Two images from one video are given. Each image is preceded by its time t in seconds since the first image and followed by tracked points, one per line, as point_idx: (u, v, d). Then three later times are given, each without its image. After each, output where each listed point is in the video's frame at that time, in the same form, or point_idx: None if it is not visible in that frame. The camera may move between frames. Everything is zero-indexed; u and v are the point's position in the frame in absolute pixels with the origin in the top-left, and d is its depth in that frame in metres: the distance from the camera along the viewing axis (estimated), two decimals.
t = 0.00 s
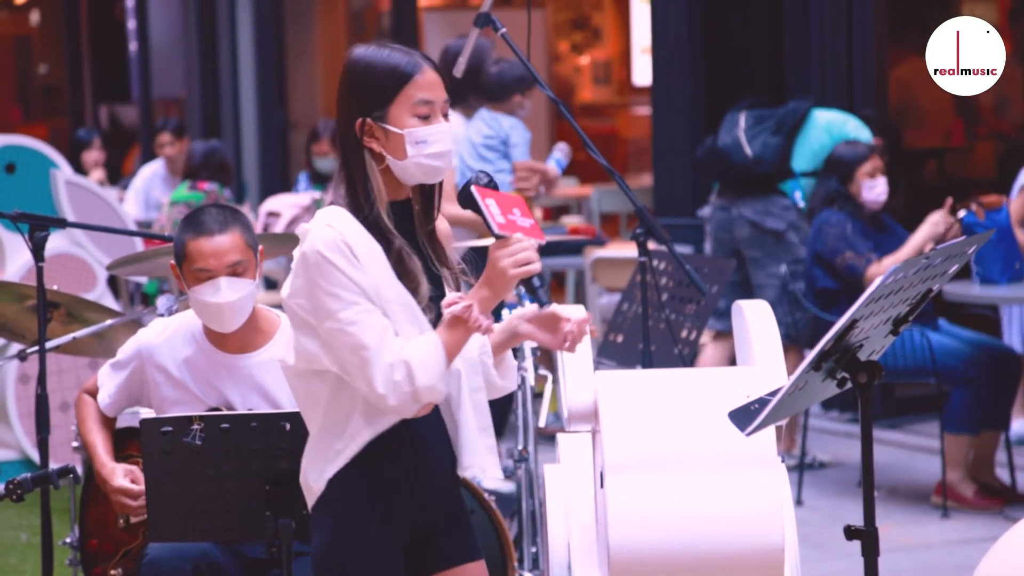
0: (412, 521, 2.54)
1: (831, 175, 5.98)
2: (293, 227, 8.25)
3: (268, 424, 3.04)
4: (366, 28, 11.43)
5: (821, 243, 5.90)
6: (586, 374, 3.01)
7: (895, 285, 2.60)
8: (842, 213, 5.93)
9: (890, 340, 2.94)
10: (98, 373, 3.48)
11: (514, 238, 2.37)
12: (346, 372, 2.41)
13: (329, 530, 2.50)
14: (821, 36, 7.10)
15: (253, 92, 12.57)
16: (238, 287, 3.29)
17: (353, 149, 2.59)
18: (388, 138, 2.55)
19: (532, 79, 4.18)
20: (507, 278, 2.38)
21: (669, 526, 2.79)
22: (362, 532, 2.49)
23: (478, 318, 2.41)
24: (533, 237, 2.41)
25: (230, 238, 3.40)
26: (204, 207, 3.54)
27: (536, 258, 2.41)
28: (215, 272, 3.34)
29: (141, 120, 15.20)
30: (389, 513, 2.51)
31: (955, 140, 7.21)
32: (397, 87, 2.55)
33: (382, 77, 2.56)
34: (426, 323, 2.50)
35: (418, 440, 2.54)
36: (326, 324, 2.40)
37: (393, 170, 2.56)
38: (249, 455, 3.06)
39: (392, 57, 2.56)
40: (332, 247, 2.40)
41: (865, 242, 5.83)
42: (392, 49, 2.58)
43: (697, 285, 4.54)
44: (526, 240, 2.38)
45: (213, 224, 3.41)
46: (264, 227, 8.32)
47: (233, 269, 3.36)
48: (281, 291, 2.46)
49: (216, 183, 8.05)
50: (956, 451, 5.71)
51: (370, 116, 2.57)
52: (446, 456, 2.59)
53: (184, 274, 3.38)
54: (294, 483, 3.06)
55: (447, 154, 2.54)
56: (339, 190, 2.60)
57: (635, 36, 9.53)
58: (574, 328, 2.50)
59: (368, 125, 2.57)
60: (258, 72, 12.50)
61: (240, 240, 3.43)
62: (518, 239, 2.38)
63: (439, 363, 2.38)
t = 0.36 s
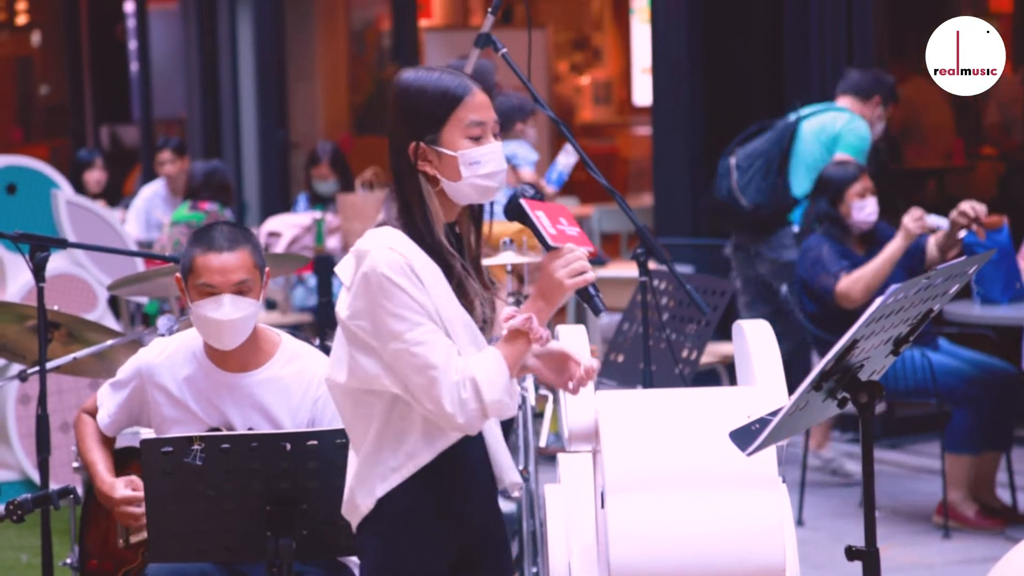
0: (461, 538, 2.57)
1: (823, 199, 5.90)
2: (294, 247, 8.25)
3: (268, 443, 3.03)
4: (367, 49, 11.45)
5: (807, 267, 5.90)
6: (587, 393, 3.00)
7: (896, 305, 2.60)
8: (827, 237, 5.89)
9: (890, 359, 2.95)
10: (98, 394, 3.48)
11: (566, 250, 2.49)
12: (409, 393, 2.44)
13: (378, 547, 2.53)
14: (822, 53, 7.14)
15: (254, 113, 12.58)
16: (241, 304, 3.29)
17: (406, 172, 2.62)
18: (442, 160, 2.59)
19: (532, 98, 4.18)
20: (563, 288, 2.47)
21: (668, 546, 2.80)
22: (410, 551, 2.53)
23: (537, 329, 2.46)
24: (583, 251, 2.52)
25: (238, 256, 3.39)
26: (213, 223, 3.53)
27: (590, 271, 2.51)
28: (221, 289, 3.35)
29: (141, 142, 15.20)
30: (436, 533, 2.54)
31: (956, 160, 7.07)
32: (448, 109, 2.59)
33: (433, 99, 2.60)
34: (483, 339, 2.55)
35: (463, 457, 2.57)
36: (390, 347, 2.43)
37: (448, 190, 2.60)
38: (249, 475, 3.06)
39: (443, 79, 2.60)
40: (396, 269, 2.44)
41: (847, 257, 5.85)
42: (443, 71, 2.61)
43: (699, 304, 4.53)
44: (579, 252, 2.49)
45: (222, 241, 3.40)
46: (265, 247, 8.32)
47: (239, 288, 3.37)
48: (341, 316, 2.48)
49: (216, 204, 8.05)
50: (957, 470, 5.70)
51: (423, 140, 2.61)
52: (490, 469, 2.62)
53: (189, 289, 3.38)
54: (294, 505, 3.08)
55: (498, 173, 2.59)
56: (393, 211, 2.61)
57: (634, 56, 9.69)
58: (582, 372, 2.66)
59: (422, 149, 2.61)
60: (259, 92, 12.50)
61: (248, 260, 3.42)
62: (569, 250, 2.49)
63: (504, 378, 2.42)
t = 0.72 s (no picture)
0: (454, 552, 2.54)
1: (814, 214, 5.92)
2: (292, 260, 8.24)
3: (267, 456, 3.05)
4: (363, 62, 11.46)
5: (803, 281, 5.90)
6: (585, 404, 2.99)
7: (893, 317, 2.60)
8: (820, 251, 5.89)
9: (888, 372, 2.94)
10: (96, 408, 3.48)
11: (550, 277, 2.34)
12: (389, 403, 2.43)
13: (363, 559, 2.54)
14: (820, 64, 7.07)
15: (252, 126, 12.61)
16: (245, 321, 3.30)
17: (417, 185, 2.58)
18: (451, 174, 2.56)
19: (530, 111, 4.16)
20: (540, 316, 2.35)
21: (665, 559, 2.79)
22: (395, 561, 2.52)
23: (513, 354, 2.36)
24: (570, 277, 2.37)
25: (238, 273, 3.39)
26: (205, 237, 3.51)
27: (573, 300, 2.36)
28: (224, 307, 3.34)
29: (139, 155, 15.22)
30: (424, 545, 2.52)
31: (952, 173, 7.06)
32: (462, 124, 2.55)
33: (446, 113, 2.56)
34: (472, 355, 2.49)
35: (459, 469, 2.53)
36: (374, 355, 2.42)
37: (457, 207, 2.57)
38: (246, 487, 3.06)
39: (460, 95, 2.56)
40: (382, 278, 2.42)
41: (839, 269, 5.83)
42: (462, 88, 2.58)
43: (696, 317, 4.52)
44: (563, 282, 2.34)
45: (220, 256, 3.38)
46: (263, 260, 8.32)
47: (241, 305, 3.37)
48: (338, 319, 2.48)
49: (214, 217, 8.05)
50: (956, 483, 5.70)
51: (436, 151, 2.58)
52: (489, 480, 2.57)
53: (190, 309, 3.37)
54: (292, 518, 3.08)
55: (509, 192, 2.54)
56: (405, 223, 2.57)
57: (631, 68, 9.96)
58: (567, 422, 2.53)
59: (433, 161, 2.58)
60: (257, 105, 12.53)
61: (246, 273, 3.41)
62: (555, 278, 2.34)
63: (474, 401, 2.37)
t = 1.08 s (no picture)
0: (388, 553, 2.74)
1: (803, 216, 5.92)
2: (281, 261, 8.24)
3: (256, 459, 3.06)
4: (353, 63, 11.43)
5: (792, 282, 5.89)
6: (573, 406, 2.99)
7: (881, 319, 2.60)
8: (809, 252, 5.88)
9: (876, 373, 2.94)
10: (84, 411, 3.47)
11: (465, 282, 2.56)
12: (316, 405, 2.65)
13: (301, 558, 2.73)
14: (809, 70, 7.06)
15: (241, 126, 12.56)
16: (234, 322, 3.29)
17: (359, 181, 2.83)
18: (391, 173, 2.80)
19: (519, 113, 4.15)
20: (453, 319, 2.57)
21: (656, 560, 2.79)
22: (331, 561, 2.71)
23: (428, 357, 2.57)
24: (487, 281, 2.58)
25: (224, 276, 3.36)
26: (189, 242, 3.49)
27: (487, 303, 2.57)
28: (212, 311, 3.32)
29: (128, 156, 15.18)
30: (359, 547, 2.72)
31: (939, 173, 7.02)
32: (403, 124, 2.79)
33: (389, 113, 2.80)
34: (398, 360, 2.71)
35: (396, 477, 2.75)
36: (302, 356, 2.65)
37: (397, 207, 2.79)
38: (234, 489, 3.07)
39: (403, 95, 2.80)
40: (312, 282, 2.64)
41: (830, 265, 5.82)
42: (407, 89, 2.82)
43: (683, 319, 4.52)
44: (476, 285, 2.56)
45: (205, 260, 3.36)
46: (252, 261, 8.31)
47: (229, 308, 3.34)
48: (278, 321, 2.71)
49: (202, 219, 8.04)
50: (944, 484, 5.70)
51: (377, 150, 2.82)
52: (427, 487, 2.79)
53: (178, 315, 3.35)
54: (280, 519, 3.09)
55: (449, 193, 2.76)
56: (346, 223, 2.81)
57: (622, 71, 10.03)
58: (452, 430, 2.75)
59: (375, 159, 2.82)
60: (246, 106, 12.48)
61: (232, 276, 3.39)
62: (470, 281, 2.56)
63: (390, 404, 2.58)
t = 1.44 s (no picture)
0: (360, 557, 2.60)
1: (780, 213, 5.92)
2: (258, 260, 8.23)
3: (232, 458, 3.05)
4: (330, 61, 11.42)
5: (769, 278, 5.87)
6: (551, 404, 2.98)
7: (858, 317, 2.61)
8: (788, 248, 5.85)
9: (853, 371, 2.95)
10: (61, 413, 3.46)
11: (433, 272, 2.47)
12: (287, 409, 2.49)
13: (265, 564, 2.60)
14: (788, 69, 7.11)
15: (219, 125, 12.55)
16: (205, 338, 3.29)
17: (308, 183, 2.65)
18: (344, 173, 2.62)
19: (496, 111, 4.14)
20: (425, 310, 2.47)
21: (632, 557, 2.80)
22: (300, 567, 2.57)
23: (402, 351, 2.45)
24: (455, 270, 2.49)
25: (196, 289, 3.35)
26: (165, 254, 3.48)
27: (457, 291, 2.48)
28: (182, 326, 3.31)
29: (104, 155, 15.16)
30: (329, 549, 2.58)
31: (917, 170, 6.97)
32: (346, 122, 2.62)
33: (332, 112, 2.63)
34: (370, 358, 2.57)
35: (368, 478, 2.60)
36: (269, 361, 2.49)
37: (352, 204, 2.63)
38: (211, 488, 3.08)
39: (345, 91, 2.64)
40: (275, 284, 2.49)
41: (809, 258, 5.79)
42: (345, 85, 2.66)
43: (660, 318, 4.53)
44: (445, 275, 2.46)
45: (178, 274, 3.35)
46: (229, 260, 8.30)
47: (201, 322, 3.33)
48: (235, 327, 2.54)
49: (179, 217, 8.03)
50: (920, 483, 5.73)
51: (326, 153, 2.64)
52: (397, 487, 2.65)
53: (150, 328, 3.34)
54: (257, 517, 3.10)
55: (403, 185, 2.61)
56: (295, 227, 2.63)
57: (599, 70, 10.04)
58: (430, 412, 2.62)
59: (325, 162, 2.64)
60: (223, 105, 12.47)
61: (205, 290, 3.38)
62: (439, 271, 2.47)
63: (369, 401, 2.45)
